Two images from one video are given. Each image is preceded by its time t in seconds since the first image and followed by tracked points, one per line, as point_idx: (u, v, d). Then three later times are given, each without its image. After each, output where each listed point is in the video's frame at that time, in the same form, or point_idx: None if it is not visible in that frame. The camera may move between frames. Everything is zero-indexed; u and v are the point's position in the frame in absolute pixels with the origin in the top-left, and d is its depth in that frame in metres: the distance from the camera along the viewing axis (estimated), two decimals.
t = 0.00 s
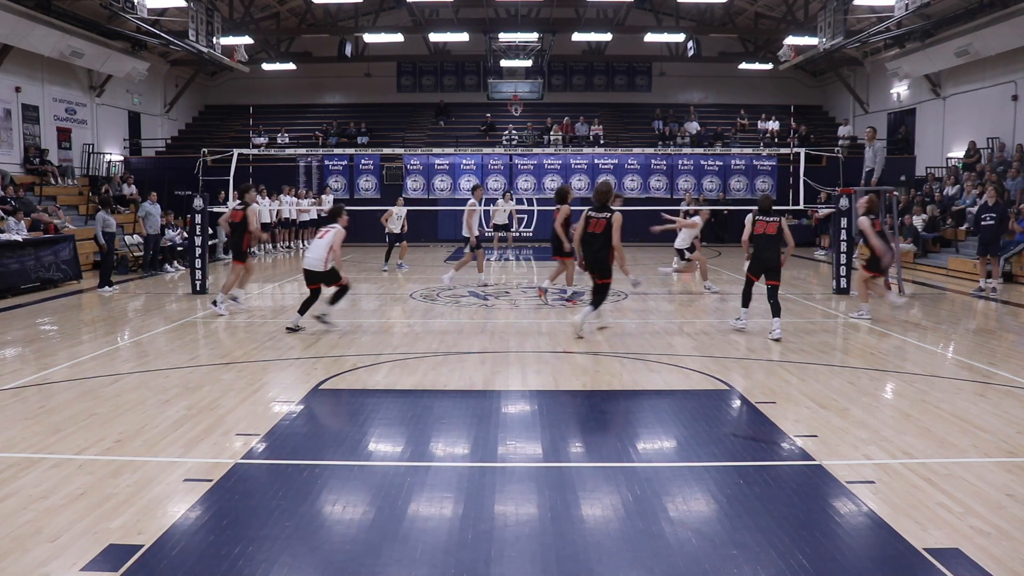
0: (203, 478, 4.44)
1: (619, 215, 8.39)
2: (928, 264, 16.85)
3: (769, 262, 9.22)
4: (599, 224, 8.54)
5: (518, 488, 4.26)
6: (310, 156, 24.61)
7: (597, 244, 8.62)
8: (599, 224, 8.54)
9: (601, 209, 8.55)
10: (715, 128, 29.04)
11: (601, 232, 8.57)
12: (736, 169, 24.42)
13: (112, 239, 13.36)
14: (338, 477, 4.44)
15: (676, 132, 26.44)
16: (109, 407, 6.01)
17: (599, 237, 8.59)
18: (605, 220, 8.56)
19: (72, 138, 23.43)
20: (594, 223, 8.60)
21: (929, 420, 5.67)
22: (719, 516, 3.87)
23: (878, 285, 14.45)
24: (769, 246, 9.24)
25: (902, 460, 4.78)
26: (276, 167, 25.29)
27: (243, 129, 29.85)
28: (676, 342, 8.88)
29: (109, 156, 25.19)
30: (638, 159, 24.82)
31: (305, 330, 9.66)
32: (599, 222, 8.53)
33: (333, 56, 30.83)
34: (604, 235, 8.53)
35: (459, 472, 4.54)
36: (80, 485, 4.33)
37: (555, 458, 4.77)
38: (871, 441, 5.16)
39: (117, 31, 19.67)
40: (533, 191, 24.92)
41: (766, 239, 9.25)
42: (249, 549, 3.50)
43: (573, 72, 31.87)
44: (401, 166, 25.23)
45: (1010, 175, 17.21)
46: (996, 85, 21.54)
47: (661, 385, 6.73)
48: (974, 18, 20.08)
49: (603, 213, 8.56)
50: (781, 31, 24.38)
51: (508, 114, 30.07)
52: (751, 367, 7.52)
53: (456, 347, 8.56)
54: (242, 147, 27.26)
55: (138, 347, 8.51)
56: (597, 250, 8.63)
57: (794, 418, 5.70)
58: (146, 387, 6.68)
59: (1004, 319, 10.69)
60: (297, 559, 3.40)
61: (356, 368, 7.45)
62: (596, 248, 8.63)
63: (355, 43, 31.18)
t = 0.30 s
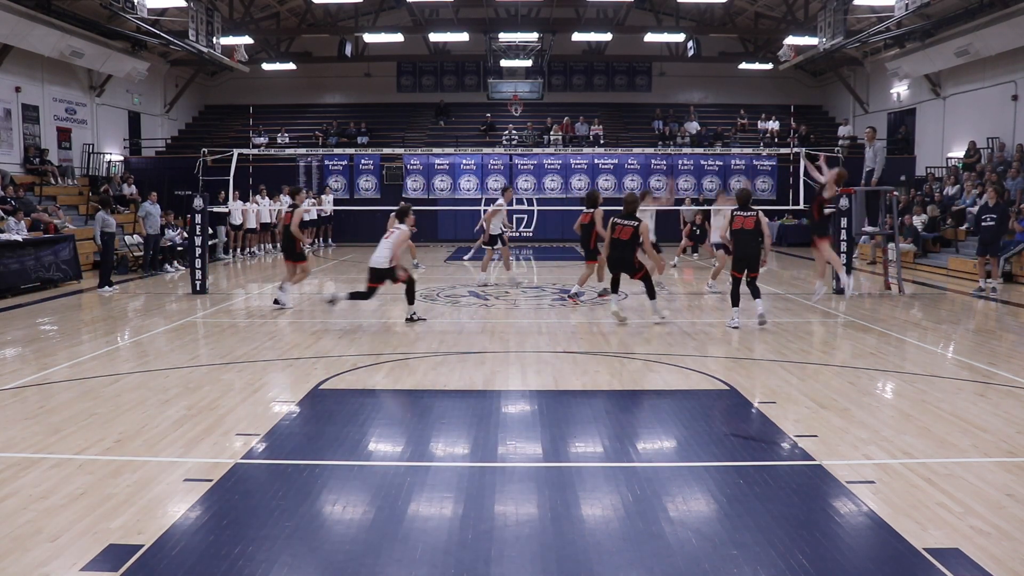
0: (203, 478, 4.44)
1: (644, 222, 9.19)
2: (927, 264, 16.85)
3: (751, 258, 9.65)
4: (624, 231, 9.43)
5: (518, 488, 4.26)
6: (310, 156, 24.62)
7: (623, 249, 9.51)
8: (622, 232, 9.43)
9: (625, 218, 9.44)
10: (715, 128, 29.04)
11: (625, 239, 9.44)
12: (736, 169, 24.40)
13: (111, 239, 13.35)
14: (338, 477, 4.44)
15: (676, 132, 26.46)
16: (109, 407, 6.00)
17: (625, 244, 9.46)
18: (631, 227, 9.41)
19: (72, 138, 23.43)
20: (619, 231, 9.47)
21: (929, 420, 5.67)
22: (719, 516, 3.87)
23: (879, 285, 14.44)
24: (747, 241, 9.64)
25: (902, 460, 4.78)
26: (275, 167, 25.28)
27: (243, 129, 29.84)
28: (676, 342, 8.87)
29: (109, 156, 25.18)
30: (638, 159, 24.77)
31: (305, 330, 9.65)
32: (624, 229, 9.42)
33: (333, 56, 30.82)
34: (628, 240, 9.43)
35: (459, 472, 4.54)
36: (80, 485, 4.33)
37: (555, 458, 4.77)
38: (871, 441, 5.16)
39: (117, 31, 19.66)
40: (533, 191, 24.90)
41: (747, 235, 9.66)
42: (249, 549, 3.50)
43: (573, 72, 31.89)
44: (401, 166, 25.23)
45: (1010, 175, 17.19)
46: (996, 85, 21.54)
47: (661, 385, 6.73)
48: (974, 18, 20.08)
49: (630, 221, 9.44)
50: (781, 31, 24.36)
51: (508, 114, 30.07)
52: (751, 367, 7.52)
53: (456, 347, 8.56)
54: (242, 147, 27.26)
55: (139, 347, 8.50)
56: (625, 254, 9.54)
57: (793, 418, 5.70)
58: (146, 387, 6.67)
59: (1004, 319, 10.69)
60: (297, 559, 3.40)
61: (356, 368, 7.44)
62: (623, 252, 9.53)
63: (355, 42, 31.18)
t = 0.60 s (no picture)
0: (203, 478, 4.44)
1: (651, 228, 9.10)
2: (927, 264, 16.84)
3: (735, 253, 10.12)
4: (633, 235, 9.39)
5: (518, 488, 4.26)
6: (310, 156, 24.64)
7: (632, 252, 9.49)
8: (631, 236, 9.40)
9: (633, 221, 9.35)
10: (715, 128, 29.05)
11: (634, 242, 9.42)
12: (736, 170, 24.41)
13: (111, 239, 13.37)
14: (338, 477, 4.44)
15: (676, 132, 26.49)
16: (109, 407, 6.01)
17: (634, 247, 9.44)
18: (639, 231, 9.37)
19: (72, 138, 23.43)
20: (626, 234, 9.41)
21: (929, 420, 5.67)
22: (719, 516, 3.87)
23: (878, 285, 14.44)
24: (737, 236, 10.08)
25: (902, 460, 4.77)
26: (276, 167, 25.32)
27: (243, 129, 29.83)
28: (676, 342, 8.87)
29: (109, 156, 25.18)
30: (638, 159, 24.76)
31: (305, 330, 9.65)
32: (634, 234, 9.38)
33: (333, 56, 30.83)
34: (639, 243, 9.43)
35: (459, 472, 4.54)
36: (80, 485, 4.33)
37: (555, 458, 4.77)
38: (870, 441, 5.16)
39: (117, 31, 19.65)
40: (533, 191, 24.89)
41: (735, 229, 10.05)
42: (249, 549, 3.50)
43: (573, 72, 31.91)
44: (401, 166, 25.23)
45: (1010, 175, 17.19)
46: (996, 86, 21.54)
47: (661, 385, 6.73)
48: (973, 18, 20.08)
49: (636, 225, 9.39)
50: (781, 31, 24.36)
51: (509, 114, 30.08)
52: (751, 366, 7.52)
53: (456, 347, 8.56)
54: (242, 147, 27.27)
55: (139, 347, 8.51)
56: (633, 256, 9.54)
57: (794, 417, 5.70)
58: (146, 387, 6.67)
59: (1004, 320, 10.69)
60: (297, 559, 3.40)
61: (356, 368, 7.44)
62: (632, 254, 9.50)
63: (355, 43, 31.18)
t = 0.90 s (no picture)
0: (203, 478, 4.44)
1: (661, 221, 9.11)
2: (928, 264, 16.83)
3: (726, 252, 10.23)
4: (641, 229, 9.36)
5: (518, 488, 4.26)
6: (310, 156, 24.66)
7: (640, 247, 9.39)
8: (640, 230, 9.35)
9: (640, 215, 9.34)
10: (715, 127, 29.06)
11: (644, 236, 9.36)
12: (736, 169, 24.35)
13: (110, 238, 13.37)
14: (338, 477, 4.44)
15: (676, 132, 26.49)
16: (108, 407, 6.00)
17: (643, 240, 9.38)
18: (648, 224, 9.38)
19: (72, 138, 23.42)
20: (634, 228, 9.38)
21: (929, 420, 5.67)
22: (719, 516, 3.87)
23: (878, 285, 14.44)
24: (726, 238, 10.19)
25: (901, 460, 4.78)
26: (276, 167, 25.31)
27: (243, 128, 29.83)
28: (676, 342, 8.86)
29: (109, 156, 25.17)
30: (638, 159, 24.75)
31: (306, 330, 9.65)
32: (642, 228, 9.36)
33: (333, 55, 30.82)
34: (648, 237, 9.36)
35: (459, 472, 4.54)
36: (79, 485, 4.33)
37: (555, 458, 4.77)
38: (870, 441, 5.16)
39: (117, 31, 19.65)
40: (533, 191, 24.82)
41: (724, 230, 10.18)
42: (249, 549, 3.50)
43: (573, 72, 31.92)
44: (401, 166, 25.23)
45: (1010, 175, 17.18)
46: (996, 86, 21.55)
47: (661, 385, 6.73)
48: (974, 18, 20.07)
49: (644, 219, 9.38)
50: (781, 31, 24.35)
51: (508, 114, 30.08)
52: (751, 366, 7.52)
53: (456, 347, 8.55)
54: (242, 147, 27.27)
55: (139, 347, 8.50)
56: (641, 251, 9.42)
57: (794, 417, 5.71)
58: (146, 387, 6.67)
59: (1004, 319, 10.69)
60: (297, 559, 3.40)
61: (356, 368, 7.44)
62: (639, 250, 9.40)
63: (355, 42, 31.17)
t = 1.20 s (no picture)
0: (203, 478, 4.44)
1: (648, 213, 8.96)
2: (928, 264, 16.83)
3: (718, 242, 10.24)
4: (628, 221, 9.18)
5: (518, 488, 4.26)
6: (310, 156, 24.66)
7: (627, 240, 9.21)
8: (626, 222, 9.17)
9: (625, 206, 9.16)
10: (715, 127, 29.06)
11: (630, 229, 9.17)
12: (736, 169, 24.34)
13: (110, 238, 13.37)
14: (338, 477, 4.44)
15: (676, 131, 26.49)
16: (109, 407, 6.00)
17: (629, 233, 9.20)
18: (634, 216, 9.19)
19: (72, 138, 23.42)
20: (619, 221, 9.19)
21: (929, 420, 5.67)
22: (719, 516, 3.87)
23: (878, 285, 14.43)
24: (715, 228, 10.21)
25: (901, 459, 4.78)
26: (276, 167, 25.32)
27: (243, 128, 29.84)
28: (675, 342, 8.86)
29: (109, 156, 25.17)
30: (638, 159, 24.76)
31: (306, 330, 9.64)
32: (628, 219, 9.18)
33: (333, 56, 30.82)
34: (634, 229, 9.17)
35: (459, 472, 4.54)
36: (80, 485, 4.33)
37: (555, 458, 4.77)
38: (871, 441, 5.16)
39: (117, 31, 19.65)
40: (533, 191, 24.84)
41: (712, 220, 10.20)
42: (249, 549, 3.50)
43: (573, 72, 31.91)
44: (401, 166, 25.23)
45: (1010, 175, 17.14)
46: (996, 85, 21.54)
47: (661, 385, 6.73)
48: (974, 18, 20.07)
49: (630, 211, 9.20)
50: (781, 31, 24.34)
51: (509, 114, 30.08)
52: (751, 367, 7.51)
53: (456, 347, 8.55)
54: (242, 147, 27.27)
55: (139, 347, 8.50)
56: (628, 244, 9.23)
57: (794, 417, 5.70)
58: (146, 387, 6.67)
59: (1004, 319, 10.69)
60: (297, 559, 3.40)
61: (356, 368, 7.44)
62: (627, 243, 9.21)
63: (355, 42, 31.17)
